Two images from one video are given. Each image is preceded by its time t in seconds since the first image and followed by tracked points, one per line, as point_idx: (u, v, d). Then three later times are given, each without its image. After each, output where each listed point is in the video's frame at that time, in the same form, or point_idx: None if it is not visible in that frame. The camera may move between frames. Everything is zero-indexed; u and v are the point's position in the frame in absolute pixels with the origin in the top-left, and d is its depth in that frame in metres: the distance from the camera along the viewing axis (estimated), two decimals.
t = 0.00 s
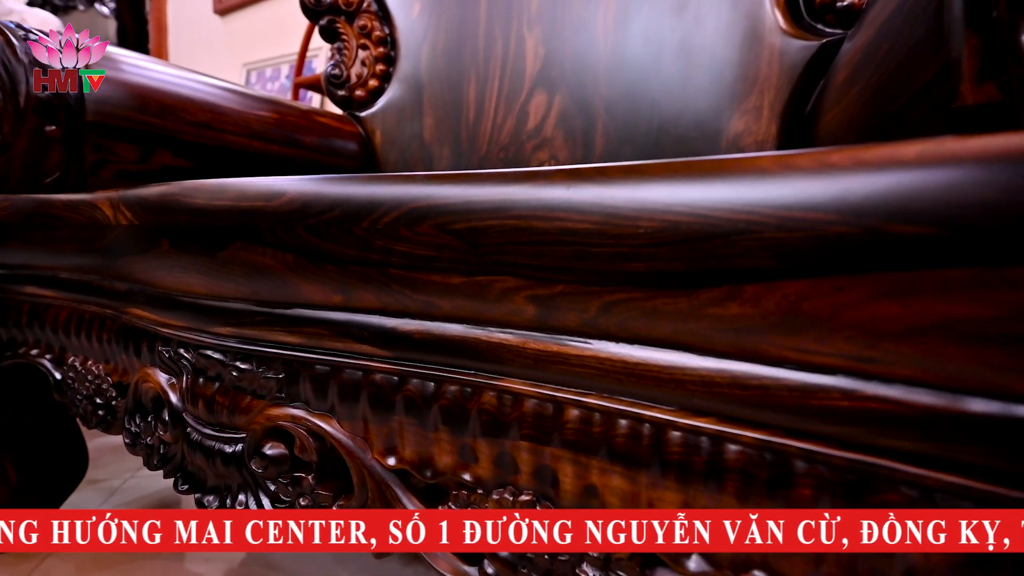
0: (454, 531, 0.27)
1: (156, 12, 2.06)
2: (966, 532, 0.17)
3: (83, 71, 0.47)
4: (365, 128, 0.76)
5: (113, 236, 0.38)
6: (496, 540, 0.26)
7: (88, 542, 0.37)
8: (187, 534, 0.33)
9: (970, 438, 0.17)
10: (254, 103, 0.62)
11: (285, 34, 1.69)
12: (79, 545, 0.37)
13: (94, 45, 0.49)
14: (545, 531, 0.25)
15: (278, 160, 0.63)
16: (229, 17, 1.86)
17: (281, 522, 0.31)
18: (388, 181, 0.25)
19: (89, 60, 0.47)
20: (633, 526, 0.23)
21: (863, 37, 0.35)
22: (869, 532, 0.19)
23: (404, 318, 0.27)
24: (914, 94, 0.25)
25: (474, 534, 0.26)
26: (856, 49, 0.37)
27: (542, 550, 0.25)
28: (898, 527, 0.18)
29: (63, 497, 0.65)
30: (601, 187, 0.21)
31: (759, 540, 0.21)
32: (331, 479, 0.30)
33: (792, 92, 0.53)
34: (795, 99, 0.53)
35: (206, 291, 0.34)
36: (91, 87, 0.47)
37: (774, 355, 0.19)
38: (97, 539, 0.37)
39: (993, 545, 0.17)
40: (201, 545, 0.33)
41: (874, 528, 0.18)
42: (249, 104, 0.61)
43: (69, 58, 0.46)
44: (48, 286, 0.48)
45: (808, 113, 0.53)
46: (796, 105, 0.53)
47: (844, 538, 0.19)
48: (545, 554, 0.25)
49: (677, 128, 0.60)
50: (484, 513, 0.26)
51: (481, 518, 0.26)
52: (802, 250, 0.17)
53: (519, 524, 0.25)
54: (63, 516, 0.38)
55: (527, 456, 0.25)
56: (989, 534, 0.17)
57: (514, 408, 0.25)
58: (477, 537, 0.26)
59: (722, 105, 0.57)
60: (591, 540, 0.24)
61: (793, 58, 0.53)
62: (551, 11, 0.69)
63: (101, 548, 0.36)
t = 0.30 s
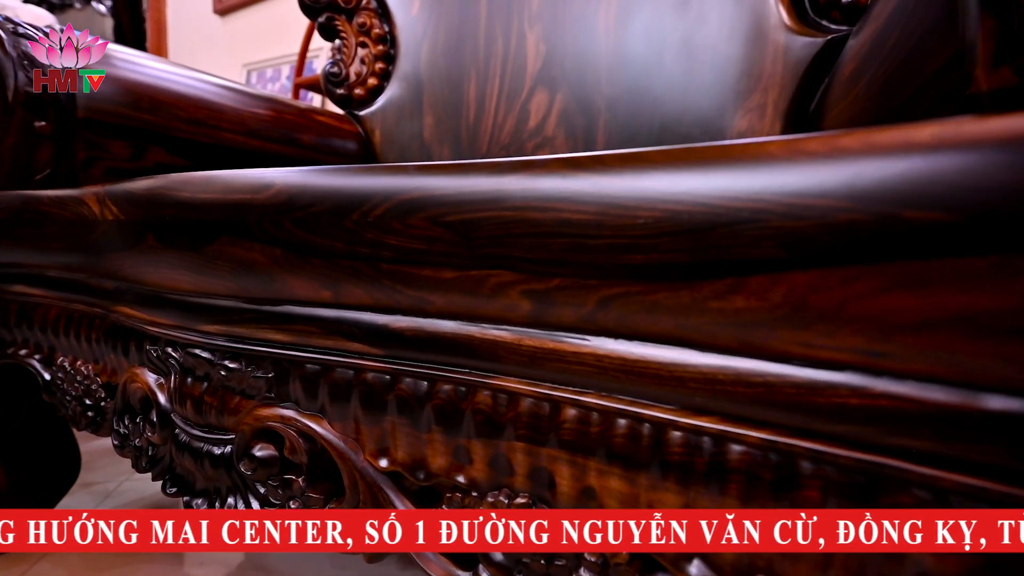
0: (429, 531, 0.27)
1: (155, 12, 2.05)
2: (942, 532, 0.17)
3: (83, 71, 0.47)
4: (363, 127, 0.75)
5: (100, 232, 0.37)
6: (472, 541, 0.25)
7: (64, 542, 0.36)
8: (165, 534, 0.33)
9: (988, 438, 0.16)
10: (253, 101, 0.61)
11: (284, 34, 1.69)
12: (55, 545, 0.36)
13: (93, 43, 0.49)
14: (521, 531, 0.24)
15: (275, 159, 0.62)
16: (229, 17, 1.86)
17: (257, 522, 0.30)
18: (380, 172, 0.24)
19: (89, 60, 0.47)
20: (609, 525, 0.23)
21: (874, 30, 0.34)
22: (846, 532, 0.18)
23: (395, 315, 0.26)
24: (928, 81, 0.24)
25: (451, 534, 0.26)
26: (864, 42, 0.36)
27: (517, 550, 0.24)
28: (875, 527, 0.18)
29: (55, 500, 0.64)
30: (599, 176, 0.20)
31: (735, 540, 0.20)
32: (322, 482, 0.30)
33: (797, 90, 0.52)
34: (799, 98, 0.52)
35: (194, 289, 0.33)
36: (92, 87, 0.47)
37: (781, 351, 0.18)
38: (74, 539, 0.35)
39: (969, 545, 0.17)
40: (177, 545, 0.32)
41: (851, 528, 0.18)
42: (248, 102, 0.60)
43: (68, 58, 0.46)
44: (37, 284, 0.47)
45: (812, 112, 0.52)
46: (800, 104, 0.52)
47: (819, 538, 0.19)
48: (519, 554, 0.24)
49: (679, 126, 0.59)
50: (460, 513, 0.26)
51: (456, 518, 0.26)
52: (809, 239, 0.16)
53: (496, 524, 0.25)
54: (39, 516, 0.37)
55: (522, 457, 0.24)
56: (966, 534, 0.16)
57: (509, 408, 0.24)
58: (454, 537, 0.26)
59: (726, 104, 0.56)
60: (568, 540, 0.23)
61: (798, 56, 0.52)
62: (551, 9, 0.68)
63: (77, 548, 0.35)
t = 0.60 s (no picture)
0: (405, 531, 0.26)
1: (152, 11, 2.04)
2: (919, 533, 0.17)
3: (83, 71, 0.47)
4: (360, 124, 0.75)
5: (92, 232, 0.36)
6: (448, 540, 0.26)
7: (40, 542, 0.35)
8: (140, 534, 0.33)
9: (997, 437, 0.15)
10: (251, 99, 0.60)
11: (282, 32, 1.68)
12: (30, 545, 0.35)
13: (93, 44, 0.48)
14: (497, 531, 0.24)
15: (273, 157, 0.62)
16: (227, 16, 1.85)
17: (233, 522, 0.31)
18: (373, 168, 0.24)
19: (89, 60, 0.47)
20: (585, 525, 0.22)
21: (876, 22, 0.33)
22: (822, 532, 0.18)
23: (390, 313, 0.26)
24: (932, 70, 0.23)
25: (427, 534, 0.26)
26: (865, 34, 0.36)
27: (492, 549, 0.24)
28: (851, 527, 0.18)
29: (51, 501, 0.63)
30: (596, 171, 0.19)
31: (712, 539, 0.20)
32: (316, 483, 0.29)
33: (795, 84, 0.51)
34: (798, 91, 0.51)
35: (187, 287, 0.32)
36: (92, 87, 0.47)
37: (783, 348, 0.18)
38: (50, 539, 0.35)
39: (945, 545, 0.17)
40: (152, 545, 0.32)
41: (827, 528, 0.18)
42: (246, 100, 0.60)
43: (69, 59, 0.45)
44: (30, 283, 0.46)
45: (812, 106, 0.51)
46: (799, 98, 0.52)
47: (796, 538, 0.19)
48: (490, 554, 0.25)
49: (678, 122, 0.59)
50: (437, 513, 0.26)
51: (432, 518, 0.26)
52: (812, 233, 0.16)
53: (472, 524, 0.25)
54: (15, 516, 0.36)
55: (519, 458, 0.24)
56: (942, 534, 0.16)
57: (505, 407, 0.24)
58: (430, 537, 0.26)
59: (724, 98, 0.56)
60: (544, 541, 0.23)
61: (796, 50, 0.52)
62: (549, 4, 0.68)
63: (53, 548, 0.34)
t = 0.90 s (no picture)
0: (382, 531, 0.27)
1: (149, 11, 2.04)
2: (895, 533, 0.17)
3: (82, 71, 0.46)
4: (357, 124, 0.74)
5: (86, 231, 0.36)
6: (424, 540, 0.26)
7: (16, 542, 0.35)
8: (116, 534, 0.32)
9: (1003, 435, 0.15)
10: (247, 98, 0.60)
11: (279, 32, 1.68)
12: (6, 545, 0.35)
13: (96, 43, 0.47)
14: (474, 531, 0.24)
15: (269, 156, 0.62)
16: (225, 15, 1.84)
17: (210, 521, 0.30)
18: (369, 166, 0.24)
19: (89, 60, 0.46)
20: (562, 525, 0.23)
21: (877, 18, 0.33)
22: (798, 532, 0.19)
23: (386, 312, 0.26)
24: (934, 66, 0.23)
25: (403, 533, 0.26)
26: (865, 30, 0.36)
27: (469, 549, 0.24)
28: (827, 527, 0.18)
29: (48, 503, 0.63)
30: (594, 167, 0.19)
31: (688, 540, 0.20)
32: (313, 483, 0.29)
33: (794, 81, 0.51)
34: (796, 89, 0.51)
35: (182, 287, 0.32)
36: (92, 87, 0.46)
37: (785, 346, 0.18)
38: (26, 539, 0.34)
39: (922, 546, 0.17)
40: (129, 545, 0.32)
41: (803, 528, 0.18)
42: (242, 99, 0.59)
43: (69, 58, 0.45)
44: (26, 284, 0.46)
45: (811, 104, 0.51)
46: (798, 95, 0.51)
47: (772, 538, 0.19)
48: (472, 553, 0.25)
49: (677, 120, 0.58)
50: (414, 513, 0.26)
51: (408, 518, 0.26)
52: (814, 230, 0.16)
53: (448, 524, 0.25)
54: None
55: (517, 458, 0.24)
56: (918, 534, 0.16)
57: (503, 407, 0.24)
58: (406, 537, 0.26)
59: (722, 96, 0.55)
60: (520, 541, 0.23)
61: (794, 47, 0.51)
62: (546, 2, 0.67)
63: (29, 547, 0.34)
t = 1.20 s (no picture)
0: (359, 531, 0.27)
1: (148, 12, 2.04)
2: (872, 533, 0.17)
3: (83, 71, 0.45)
4: (356, 124, 0.74)
5: (83, 231, 0.36)
6: (401, 540, 0.26)
7: None
8: (93, 534, 0.33)
9: (1007, 435, 0.15)
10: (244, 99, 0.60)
11: (278, 33, 1.68)
12: None
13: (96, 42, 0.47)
14: (450, 531, 0.25)
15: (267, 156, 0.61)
16: (223, 16, 1.84)
17: (187, 521, 0.31)
18: (367, 165, 0.24)
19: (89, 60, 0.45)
20: (538, 525, 0.23)
21: (879, 17, 0.33)
22: (775, 532, 0.19)
23: (384, 312, 0.25)
24: (939, 61, 0.23)
25: (380, 533, 0.27)
26: (866, 29, 0.35)
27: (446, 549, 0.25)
28: (803, 527, 0.18)
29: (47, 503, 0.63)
30: (594, 165, 0.19)
31: (664, 539, 0.21)
32: (311, 484, 0.29)
33: (794, 81, 0.51)
34: (797, 88, 0.51)
35: (178, 287, 0.32)
36: (92, 87, 0.46)
37: (785, 345, 0.17)
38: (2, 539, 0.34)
39: (899, 546, 0.17)
40: (105, 545, 0.32)
41: (780, 528, 0.19)
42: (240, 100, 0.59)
43: (69, 58, 0.44)
44: (23, 284, 0.45)
45: (811, 103, 0.51)
46: (798, 95, 0.51)
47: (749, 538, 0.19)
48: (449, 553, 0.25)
49: (677, 120, 0.58)
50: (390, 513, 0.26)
51: (385, 518, 0.26)
52: (815, 227, 0.16)
53: (425, 524, 0.26)
54: None
55: (516, 458, 0.23)
56: (895, 534, 0.17)
57: (502, 407, 0.24)
58: (383, 537, 0.27)
59: (722, 96, 0.55)
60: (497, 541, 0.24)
61: (795, 47, 0.51)
62: (545, 2, 0.67)
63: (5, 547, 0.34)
